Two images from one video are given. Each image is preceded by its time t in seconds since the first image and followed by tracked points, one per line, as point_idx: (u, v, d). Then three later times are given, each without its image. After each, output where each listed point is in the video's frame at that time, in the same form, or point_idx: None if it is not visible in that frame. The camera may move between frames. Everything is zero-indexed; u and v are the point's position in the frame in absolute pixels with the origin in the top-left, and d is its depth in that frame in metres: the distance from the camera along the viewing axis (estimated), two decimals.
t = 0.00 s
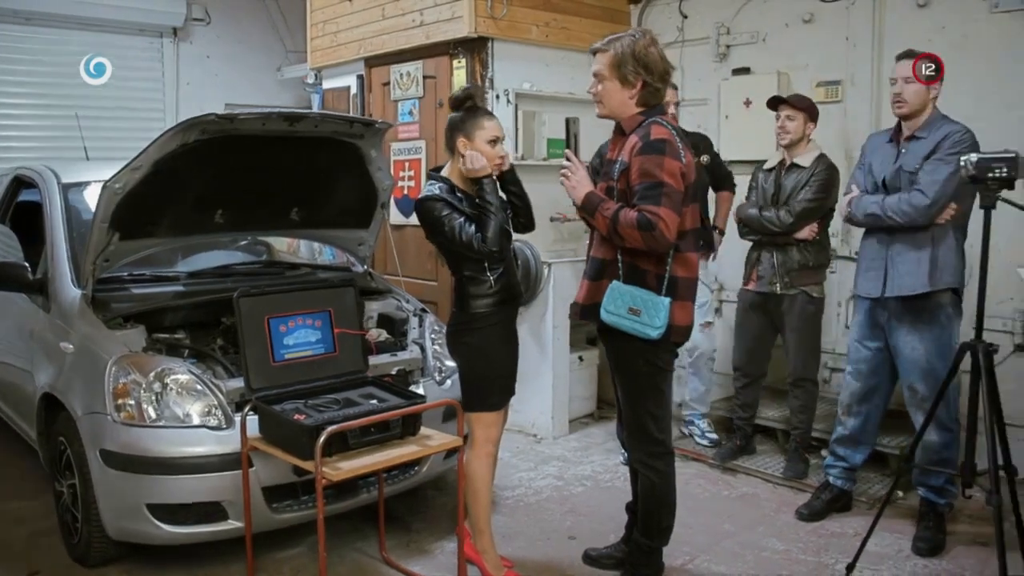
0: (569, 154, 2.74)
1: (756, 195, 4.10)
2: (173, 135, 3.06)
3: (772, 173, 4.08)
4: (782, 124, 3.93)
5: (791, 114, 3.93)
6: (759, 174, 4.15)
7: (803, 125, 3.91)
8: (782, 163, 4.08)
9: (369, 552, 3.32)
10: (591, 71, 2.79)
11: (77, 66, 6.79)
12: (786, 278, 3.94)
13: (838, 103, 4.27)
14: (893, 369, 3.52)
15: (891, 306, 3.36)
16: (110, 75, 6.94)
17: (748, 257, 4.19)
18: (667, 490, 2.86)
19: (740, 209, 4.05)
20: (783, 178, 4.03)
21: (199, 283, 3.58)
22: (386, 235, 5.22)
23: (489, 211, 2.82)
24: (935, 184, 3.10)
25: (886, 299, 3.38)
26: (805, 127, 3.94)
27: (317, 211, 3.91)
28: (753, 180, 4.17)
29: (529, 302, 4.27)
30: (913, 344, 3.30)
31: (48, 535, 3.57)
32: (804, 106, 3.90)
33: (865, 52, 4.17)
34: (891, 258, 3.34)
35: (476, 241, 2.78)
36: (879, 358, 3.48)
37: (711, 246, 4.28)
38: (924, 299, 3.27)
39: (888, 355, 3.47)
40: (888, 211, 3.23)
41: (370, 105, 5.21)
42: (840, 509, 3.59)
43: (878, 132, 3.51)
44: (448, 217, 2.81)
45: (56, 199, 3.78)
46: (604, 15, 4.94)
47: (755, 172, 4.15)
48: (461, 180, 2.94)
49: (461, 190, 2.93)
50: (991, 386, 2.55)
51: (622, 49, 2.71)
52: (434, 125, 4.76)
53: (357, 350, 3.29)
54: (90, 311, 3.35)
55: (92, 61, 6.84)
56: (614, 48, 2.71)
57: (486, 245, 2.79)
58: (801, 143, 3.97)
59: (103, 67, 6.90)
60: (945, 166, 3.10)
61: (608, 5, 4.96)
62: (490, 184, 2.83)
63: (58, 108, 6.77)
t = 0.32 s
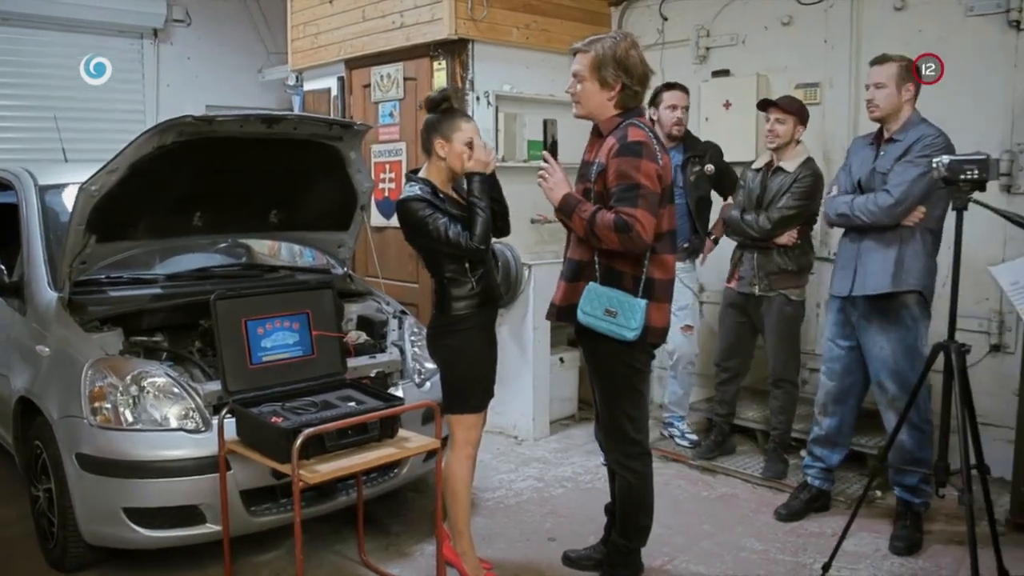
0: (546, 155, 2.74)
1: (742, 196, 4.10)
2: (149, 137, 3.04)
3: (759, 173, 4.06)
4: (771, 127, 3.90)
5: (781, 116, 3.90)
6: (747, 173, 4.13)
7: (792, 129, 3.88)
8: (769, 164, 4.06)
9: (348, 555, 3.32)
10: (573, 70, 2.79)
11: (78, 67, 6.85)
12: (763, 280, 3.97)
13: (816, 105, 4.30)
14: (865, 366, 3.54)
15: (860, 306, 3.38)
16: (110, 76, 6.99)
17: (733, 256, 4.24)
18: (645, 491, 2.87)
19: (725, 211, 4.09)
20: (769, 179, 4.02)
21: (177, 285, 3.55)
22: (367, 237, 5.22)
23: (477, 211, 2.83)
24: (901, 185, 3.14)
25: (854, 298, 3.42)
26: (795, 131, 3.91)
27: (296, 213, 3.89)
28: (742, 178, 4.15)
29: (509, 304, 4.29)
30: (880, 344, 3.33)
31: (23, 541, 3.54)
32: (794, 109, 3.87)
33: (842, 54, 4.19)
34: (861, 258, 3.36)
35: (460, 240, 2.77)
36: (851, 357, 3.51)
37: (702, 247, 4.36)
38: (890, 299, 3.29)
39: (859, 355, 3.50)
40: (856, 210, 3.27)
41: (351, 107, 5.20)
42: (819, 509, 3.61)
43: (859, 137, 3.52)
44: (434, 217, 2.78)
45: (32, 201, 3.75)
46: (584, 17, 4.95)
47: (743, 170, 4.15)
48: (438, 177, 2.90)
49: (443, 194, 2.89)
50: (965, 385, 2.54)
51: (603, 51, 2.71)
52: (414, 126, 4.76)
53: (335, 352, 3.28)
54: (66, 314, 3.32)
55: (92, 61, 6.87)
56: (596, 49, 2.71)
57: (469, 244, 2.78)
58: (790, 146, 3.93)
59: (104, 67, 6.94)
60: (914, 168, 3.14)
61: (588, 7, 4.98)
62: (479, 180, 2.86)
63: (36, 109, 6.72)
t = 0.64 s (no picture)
0: (524, 157, 2.73)
1: (716, 197, 4.11)
2: (125, 138, 3.03)
3: (733, 175, 4.08)
4: (760, 129, 3.91)
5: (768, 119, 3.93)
6: (719, 175, 4.15)
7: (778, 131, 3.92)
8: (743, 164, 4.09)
9: (326, 558, 3.30)
10: (550, 71, 2.77)
11: (78, 67, 6.90)
12: (744, 279, 3.99)
13: (794, 106, 4.32)
14: (834, 365, 3.57)
15: (831, 306, 3.41)
16: (110, 75, 7.04)
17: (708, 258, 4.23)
18: (623, 491, 2.88)
19: (701, 211, 4.05)
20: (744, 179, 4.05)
21: (154, 287, 3.52)
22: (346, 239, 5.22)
23: (452, 222, 2.78)
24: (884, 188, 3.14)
25: (825, 299, 3.43)
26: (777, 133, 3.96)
27: (275, 214, 3.88)
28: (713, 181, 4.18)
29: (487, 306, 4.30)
30: (852, 344, 3.34)
31: None
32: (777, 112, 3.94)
33: (820, 56, 4.22)
34: (832, 259, 3.37)
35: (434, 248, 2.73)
36: (820, 359, 3.53)
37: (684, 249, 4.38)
38: (864, 299, 3.31)
39: (829, 355, 3.52)
40: (835, 210, 3.26)
41: (331, 109, 5.19)
42: (797, 509, 3.63)
43: (827, 139, 3.55)
44: (408, 225, 2.74)
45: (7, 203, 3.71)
46: (564, 19, 4.97)
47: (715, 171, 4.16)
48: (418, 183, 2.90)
49: (421, 197, 2.89)
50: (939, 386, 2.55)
51: (581, 53, 2.70)
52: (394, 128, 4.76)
53: (313, 354, 3.27)
54: (41, 317, 3.28)
55: (92, 61, 6.92)
56: (574, 51, 2.70)
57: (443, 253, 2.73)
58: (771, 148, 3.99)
59: (103, 67, 6.99)
60: (893, 171, 3.16)
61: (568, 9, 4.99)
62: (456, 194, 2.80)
63: (12, 111, 6.65)
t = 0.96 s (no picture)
0: (502, 159, 2.68)
1: (688, 199, 4.13)
2: (102, 141, 3.02)
3: (704, 177, 4.10)
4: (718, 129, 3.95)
5: (727, 120, 3.97)
6: (689, 178, 4.17)
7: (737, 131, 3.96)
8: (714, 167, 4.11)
9: (306, 561, 3.29)
10: (528, 74, 2.73)
11: (78, 69, 6.94)
12: (721, 279, 4.00)
13: (774, 109, 4.35)
14: (814, 367, 3.58)
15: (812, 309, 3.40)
16: (110, 75, 7.05)
17: (682, 260, 4.24)
18: (602, 493, 2.87)
19: (676, 212, 4.06)
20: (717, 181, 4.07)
21: (133, 291, 3.48)
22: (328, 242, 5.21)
23: (424, 248, 2.75)
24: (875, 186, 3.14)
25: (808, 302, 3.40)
26: (740, 133, 3.99)
27: (255, 216, 3.86)
28: (684, 184, 4.20)
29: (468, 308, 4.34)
30: (835, 345, 3.35)
31: None
32: (739, 112, 3.94)
33: (799, 58, 4.25)
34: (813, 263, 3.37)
35: (392, 269, 2.69)
36: (801, 361, 3.53)
37: (665, 250, 4.38)
38: (845, 301, 3.33)
39: (809, 357, 3.52)
40: (831, 221, 3.16)
41: (312, 111, 5.18)
42: (777, 510, 3.64)
43: (789, 140, 3.56)
44: (380, 234, 2.73)
45: None
46: (546, 22, 4.98)
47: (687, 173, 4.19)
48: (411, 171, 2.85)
49: (404, 200, 2.83)
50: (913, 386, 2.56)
51: (560, 54, 2.66)
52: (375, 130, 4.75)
53: (291, 357, 3.25)
54: (17, 320, 3.24)
55: (92, 61, 6.96)
56: (554, 52, 2.66)
57: (399, 277, 2.69)
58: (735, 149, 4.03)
59: (103, 67, 6.99)
60: (874, 172, 3.17)
61: (549, 12, 5.00)
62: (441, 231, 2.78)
63: None
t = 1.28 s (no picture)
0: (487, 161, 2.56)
1: (665, 202, 4.16)
2: (86, 143, 3.01)
3: (680, 180, 4.13)
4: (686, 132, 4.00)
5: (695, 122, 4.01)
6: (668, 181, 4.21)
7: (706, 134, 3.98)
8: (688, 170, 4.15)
9: (290, 564, 3.28)
10: (513, 76, 2.62)
11: (79, 67, 6.89)
12: (691, 279, 4.02)
13: (760, 111, 4.36)
14: (799, 368, 3.58)
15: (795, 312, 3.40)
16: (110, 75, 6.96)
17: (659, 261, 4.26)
18: (586, 495, 2.79)
19: (649, 215, 4.10)
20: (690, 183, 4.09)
21: (116, 294, 3.45)
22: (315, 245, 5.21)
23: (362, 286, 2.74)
24: (857, 194, 3.14)
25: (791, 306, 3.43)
26: (710, 136, 4.01)
27: (240, 218, 3.84)
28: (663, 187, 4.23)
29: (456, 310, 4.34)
30: (820, 347, 3.34)
31: None
32: (707, 114, 3.98)
33: (785, 61, 4.26)
34: (796, 267, 3.40)
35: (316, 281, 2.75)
36: (786, 363, 3.52)
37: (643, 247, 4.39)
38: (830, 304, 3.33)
39: (793, 359, 3.53)
40: (833, 239, 3.13)
41: (299, 113, 5.18)
42: (761, 512, 3.64)
43: (770, 144, 3.58)
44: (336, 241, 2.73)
45: None
46: (533, 25, 5.00)
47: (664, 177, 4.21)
48: (390, 180, 2.82)
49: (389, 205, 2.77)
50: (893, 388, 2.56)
51: (543, 57, 2.55)
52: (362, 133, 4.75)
53: (274, 361, 3.24)
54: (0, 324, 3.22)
55: (92, 61, 6.87)
56: (537, 54, 2.55)
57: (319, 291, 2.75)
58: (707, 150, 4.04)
59: (103, 67, 6.90)
60: (855, 178, 3.18)
61: (536, 15, 5.01)
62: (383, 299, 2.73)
63: None
